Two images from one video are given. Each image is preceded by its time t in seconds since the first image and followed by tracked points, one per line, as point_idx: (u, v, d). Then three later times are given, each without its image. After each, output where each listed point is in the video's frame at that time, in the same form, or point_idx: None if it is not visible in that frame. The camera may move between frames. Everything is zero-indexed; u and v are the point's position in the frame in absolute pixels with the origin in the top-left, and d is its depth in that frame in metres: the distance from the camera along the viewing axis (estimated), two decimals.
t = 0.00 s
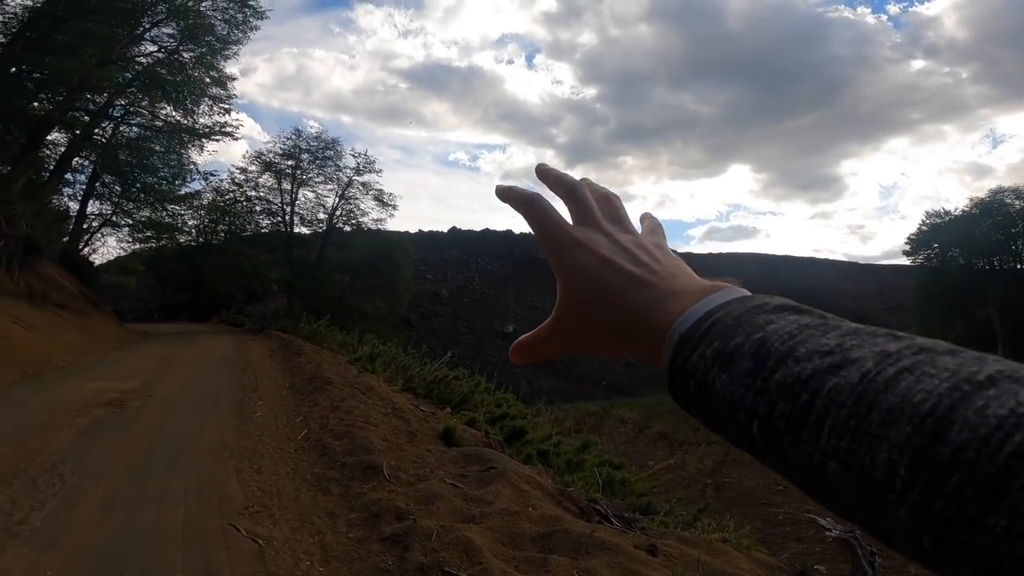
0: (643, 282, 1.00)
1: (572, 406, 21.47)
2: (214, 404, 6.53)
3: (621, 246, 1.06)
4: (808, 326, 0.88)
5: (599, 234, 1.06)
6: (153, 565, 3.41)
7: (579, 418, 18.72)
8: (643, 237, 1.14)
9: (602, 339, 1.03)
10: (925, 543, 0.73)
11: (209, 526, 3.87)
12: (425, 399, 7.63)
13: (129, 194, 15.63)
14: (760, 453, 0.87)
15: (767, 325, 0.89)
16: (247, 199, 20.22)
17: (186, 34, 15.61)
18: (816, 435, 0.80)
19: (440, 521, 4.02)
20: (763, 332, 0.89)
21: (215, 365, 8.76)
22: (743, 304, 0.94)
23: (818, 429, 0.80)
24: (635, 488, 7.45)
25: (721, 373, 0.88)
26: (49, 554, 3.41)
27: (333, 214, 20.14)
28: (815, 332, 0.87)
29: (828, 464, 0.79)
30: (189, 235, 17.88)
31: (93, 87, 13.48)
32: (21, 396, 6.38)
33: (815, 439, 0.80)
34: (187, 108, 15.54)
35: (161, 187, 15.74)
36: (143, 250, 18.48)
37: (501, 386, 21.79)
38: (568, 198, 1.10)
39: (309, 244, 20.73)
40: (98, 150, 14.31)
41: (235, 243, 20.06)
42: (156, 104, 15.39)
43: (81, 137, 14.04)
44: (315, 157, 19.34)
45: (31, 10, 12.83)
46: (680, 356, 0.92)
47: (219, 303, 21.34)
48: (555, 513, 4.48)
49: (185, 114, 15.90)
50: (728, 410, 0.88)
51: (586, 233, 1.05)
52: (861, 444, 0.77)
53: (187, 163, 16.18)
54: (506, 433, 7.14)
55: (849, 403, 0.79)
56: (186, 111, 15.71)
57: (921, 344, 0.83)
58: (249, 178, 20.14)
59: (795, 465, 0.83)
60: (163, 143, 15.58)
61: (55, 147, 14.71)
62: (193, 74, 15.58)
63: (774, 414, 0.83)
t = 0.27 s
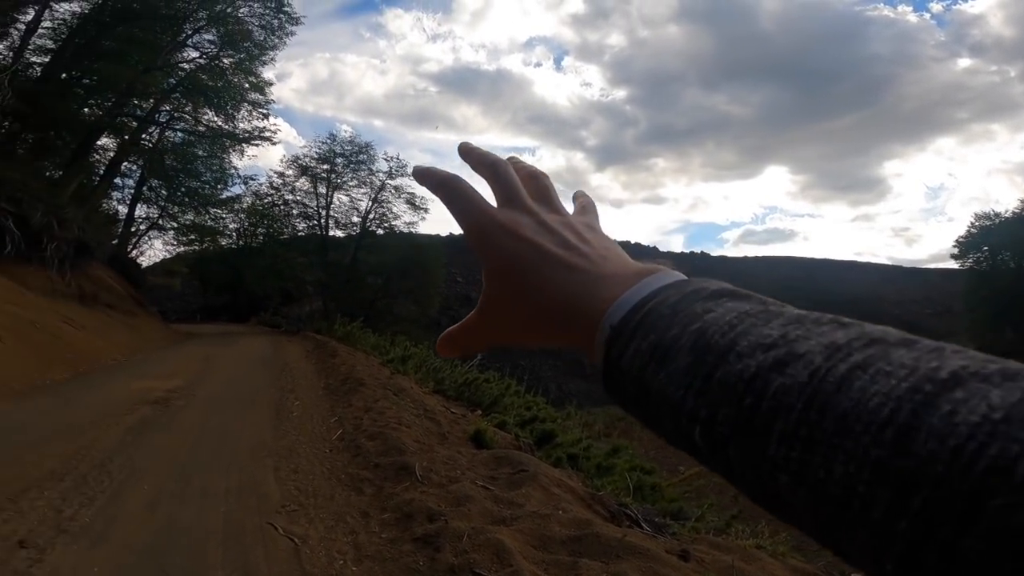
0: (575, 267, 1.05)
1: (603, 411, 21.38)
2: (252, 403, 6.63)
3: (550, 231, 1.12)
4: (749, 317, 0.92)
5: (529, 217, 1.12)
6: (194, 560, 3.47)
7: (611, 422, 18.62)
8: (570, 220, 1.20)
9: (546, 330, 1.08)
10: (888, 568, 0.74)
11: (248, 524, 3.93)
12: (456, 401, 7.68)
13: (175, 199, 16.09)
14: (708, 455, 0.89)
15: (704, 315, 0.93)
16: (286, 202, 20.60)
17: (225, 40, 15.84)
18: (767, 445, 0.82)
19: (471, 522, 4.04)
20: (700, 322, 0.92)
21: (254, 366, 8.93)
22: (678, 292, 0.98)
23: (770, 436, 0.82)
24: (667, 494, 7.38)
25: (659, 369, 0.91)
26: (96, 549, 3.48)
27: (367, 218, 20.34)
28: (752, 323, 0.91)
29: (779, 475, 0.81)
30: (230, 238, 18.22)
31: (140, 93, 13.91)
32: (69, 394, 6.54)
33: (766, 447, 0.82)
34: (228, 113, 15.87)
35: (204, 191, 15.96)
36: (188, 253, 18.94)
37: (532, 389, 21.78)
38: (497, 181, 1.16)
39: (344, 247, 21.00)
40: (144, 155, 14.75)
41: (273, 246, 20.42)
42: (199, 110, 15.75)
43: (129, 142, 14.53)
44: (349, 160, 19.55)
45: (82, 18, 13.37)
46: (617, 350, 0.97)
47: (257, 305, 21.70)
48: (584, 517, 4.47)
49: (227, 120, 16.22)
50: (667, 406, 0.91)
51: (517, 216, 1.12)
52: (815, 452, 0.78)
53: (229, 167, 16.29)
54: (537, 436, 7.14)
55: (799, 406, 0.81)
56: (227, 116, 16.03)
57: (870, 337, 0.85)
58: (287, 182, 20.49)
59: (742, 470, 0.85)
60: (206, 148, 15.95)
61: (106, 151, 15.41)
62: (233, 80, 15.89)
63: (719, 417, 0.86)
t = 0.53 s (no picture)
0: (579, 282, 1.04)
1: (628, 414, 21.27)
2: (281, 404, 6.69)
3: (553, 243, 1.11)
4: (745, 331, 0.91)
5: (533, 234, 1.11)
6: (227, 559, 3.51)
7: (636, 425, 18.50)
8: (576, 233, 1.19)
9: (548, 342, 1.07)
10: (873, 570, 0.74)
11: (279, 524, 3.97)
12: (480, 403, 7.70)
13: (208, 203, 16.67)
14: (704, 467, 0.89)
15: (701, 330, 0.92)
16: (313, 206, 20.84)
17: (253, 45, 15.96)
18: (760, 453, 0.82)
19: (497, 524, 4.05)
20: (699, 338, 0.91)
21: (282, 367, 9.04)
22: (677, 307, 0.97)
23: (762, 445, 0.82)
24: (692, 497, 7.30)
25: (659, 384, 0.91)
26: (133, 547, 3.53)
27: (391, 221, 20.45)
28: (747, 337, 0.90)
29: (773, 484, 0.81)
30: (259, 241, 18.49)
31: (172, 98, 14.20)
32: (104, 394, 6.65)
33: (760, 456, 0.82)
34: (258, 118, 16.06)
35: (235, 195, 16.56)
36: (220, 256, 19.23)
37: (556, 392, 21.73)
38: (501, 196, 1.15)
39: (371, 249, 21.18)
40: (179, 161, 15.18)
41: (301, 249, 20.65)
42: (229, 114, 15.84)
43: (164, 148, 14.85)
44: (374, 164, 19.68)
45: (116, 23, 13.48)
46: (619, 366, 0.96)
47: (285, 307, 21.96)
48: (610, 520, 4.45)
49: (256, 124, 16.37)
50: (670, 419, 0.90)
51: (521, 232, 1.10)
52: (805, 462, 0.78)
53: (259, 171, 16.75)
54: (561, 438, 7.15)
55: (789, 419, 0.81)
56: (256, 121, 16.21)
57: (859, 352, 0.84)
58: (314, 186, 20.73)
59: (738, 481, 0.85)
60: (236, 153, 15.99)
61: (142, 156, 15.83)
62: (261, 85, 16.06)
63: (715, 430, 0.85)
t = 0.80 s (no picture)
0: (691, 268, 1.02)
1: (609, 416, 21.34)
2: (261, 406, 6.64)
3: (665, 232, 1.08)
4: (859, 308, 0.91)
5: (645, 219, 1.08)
6: (201, 561, 3.48)
7: (617, 427, 18.57)
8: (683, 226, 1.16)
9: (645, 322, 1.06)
10: (986, 520, 0.75)
11: (256, 526, 3.94)
12: (462, 404, 7.67)
13: (185, 202, 16.46)
14: (808, 431, 0.89)
15: (817, 306, 0.92)
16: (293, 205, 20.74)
17: (234, 44, 15.75)
18: (871, 411, 0.82)
19: (478, 526, 4.04)
20: (813, 312, 0.91)
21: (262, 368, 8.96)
22: (793, 288, 0.97)
23: (873, 404, 0.82)
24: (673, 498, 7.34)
25: (772, 352, 0.91)
26: (104, 550, 3.49)
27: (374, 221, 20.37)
28: (863, 313, 0.90)
29: (884, 442, 0.81)
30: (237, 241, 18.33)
31: (151, 96, 14.07)
32: (76, 395, 6.57)
33: (871, 414, 0.82)
34: (238, 116, 15.90)
35: (213, 195, 16.38)
36: (196, 255, 19.03)
37: (537, 393, 21.76)
38: (613, 181, 1.14)
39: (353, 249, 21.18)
40: (156, 159, 14.89)
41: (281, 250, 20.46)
42: (209, 112, 15.61)
43: (139, 145, 14.52)
44: (356, 164, 19.57)
45: (94, 20, 13.45)
46: (731, 337, 0.95)
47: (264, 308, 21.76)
48: (592, 522, 4.46)
49: (236, 122, 16.21)
50: (784, 390, 0.90)
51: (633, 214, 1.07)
52: (920, 418, 0.79)
53: (238, 170, 16.64)
54: (543, 440, 7.13)
55: (906, 381, 0.81)
56: (236, 120, 16.06)
57: (975, 327, 0.84)
58: (295, 185, 20.59)
59: (845, 443, 0.85)
60: (216, 151, 15.95)
61: (117, 155, 15.49)
62: (242, 83, 15.93)
63: (826, 392, 0.86)
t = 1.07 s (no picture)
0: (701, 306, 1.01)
1: (567, 417, 21.46)
2: (209, 411, 6.50)
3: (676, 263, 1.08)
4: (890, 368, 0.92)
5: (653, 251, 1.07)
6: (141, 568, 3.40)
7: (575, 428, 18.69)
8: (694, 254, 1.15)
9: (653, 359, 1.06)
10: None
11: (203, 532, 3.86)
12: (420, 408, 7.62)
13: (125, 200, 15.77)
14: (837, 484, 0.90)
15: (846, 364, 0.93)
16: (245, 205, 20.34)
17: (187, 40, 15.57)
18: (909, 475, 0.83)
19: (434, 530, 4.01)
20: (842, 369, 0.92)
21: (211, 372, 8.76)
22: (816, 342, 0.97)
23: (912, 467, 0.84)
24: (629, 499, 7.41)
25: (801, 409, 0.92)
26: (37, 558, 3.38)
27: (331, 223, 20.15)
28: (893, 375, 0.90)
29: (921, 499, 0.83)
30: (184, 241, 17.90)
31: (93, 91, 13.69)
32: (12, 399, 6.36)
33: (910, 477, 0.83)
34: (187, 114, 15.46)
35: (158, 193, 15.77)
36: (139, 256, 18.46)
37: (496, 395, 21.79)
38: (621, 204, 1.13)
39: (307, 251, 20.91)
40: (96, 156, 14.42)
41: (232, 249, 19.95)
42: (156, 110, 15.41)
43: (79, 141, 14.12)
44: (313, 164, 19.37)
45: (37, 15, 13.32)
46: (752, 387, 0.95)
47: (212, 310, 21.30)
48: (551, 524, 4.46)
49: (185, 120, 15.88)
50: (809, 444, 0.91)
51: (640, 244, 1.06)
52: (961, 479, 0.80)
53: (185, 169, 16.14)
54: (502, 442, 7.13)
55: (947, 446, 0.82)
56: (185, 118, 15.73)
57: (1008, 393, 0.85)
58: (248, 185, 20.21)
59: (879, 500, 0.86)
60: (161, 149, 15.52)
61: (55, 151, 14.72)
62: (193, 80, 15.59)
63: (862, 452, 0.87)
